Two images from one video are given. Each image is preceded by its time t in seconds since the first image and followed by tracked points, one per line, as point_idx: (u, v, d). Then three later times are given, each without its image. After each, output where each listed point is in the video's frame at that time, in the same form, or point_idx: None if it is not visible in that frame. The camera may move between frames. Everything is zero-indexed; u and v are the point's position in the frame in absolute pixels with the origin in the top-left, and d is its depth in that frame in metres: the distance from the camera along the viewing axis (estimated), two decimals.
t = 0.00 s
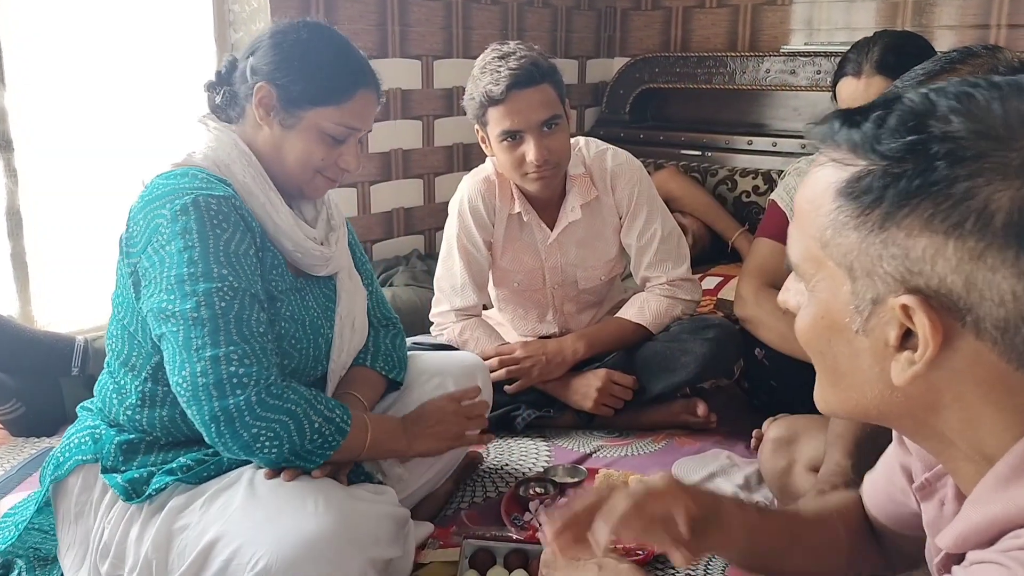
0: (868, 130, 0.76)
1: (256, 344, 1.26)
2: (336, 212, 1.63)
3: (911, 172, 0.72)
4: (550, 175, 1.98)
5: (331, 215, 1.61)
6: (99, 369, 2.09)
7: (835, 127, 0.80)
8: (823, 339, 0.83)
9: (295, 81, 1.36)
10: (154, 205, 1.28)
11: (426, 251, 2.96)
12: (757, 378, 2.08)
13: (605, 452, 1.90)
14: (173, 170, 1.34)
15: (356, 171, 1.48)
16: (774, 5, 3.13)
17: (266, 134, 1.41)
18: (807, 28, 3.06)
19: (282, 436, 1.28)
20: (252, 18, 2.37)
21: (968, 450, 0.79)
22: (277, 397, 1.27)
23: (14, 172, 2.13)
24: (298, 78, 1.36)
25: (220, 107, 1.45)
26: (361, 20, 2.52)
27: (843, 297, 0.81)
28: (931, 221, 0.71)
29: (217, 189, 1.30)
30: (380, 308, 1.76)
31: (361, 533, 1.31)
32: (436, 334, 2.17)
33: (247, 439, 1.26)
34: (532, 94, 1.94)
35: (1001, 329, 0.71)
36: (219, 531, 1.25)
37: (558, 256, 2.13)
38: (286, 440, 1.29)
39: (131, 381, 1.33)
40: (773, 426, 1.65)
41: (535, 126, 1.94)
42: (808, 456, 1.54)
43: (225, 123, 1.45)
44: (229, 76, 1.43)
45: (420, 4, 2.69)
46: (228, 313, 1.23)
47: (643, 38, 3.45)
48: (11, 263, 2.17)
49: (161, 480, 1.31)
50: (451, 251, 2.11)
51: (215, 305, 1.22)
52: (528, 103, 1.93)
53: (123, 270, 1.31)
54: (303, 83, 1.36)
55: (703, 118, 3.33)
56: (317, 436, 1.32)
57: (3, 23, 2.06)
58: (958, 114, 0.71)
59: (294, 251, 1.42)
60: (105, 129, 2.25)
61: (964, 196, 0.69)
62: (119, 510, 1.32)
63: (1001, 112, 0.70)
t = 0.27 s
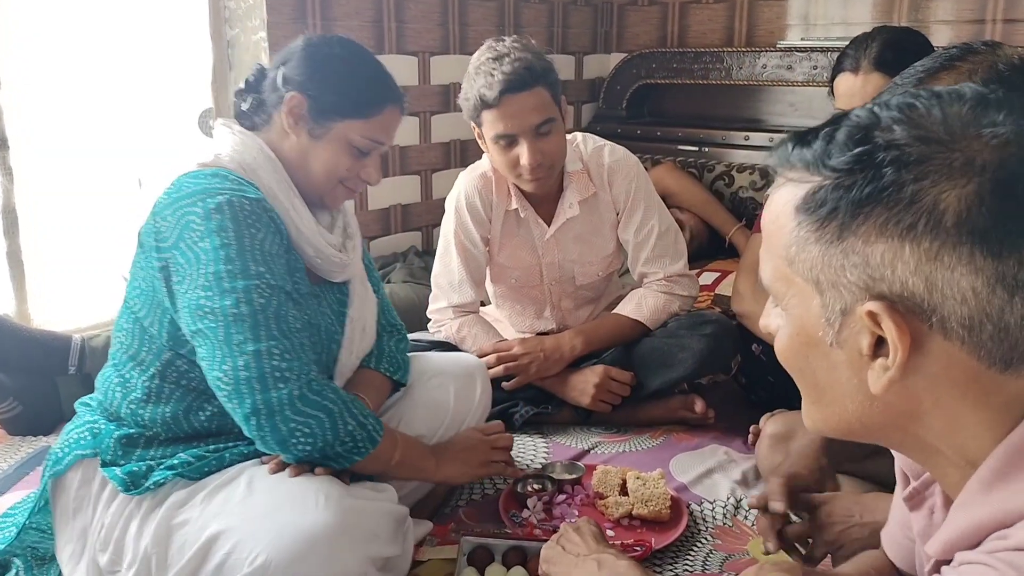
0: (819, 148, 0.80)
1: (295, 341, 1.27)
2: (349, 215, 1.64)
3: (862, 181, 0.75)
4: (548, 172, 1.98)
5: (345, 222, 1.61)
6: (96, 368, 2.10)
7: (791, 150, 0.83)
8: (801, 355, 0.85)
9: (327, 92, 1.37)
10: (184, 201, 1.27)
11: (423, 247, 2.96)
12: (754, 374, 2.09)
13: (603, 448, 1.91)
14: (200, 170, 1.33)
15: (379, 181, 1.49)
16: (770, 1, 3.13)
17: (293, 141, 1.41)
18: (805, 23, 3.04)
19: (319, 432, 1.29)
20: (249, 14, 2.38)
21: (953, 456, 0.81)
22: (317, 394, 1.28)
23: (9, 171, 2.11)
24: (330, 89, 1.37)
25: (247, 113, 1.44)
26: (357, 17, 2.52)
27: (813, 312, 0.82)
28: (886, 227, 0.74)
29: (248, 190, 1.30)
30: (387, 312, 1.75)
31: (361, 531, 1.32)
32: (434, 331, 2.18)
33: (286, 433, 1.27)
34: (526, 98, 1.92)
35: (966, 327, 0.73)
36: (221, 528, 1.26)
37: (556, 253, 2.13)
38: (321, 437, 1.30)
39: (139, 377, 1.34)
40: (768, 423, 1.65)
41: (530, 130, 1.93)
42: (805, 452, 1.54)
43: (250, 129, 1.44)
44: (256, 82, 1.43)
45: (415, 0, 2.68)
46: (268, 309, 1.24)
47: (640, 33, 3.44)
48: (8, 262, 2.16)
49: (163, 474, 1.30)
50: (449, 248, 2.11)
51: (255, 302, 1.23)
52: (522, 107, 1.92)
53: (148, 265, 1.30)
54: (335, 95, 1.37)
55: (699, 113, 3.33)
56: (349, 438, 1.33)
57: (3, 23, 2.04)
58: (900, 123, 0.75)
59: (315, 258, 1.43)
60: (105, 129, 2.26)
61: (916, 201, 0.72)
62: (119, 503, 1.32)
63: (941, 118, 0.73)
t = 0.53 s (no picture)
0: (749, 205, 0.78)
1: (320, 347, 1.27)
2: (365, 221, 1.62)
3: (797, 227, 0.73)
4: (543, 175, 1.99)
5: (361, 232, 1.60)
6: (93, 372, 2.09)
7: (722, 216, 0.81)
8: (790, 407, 0.81)
9: (351, 102, 1.38)
10: (209, 205, 1.27)
11: (418, 250, 2.96)
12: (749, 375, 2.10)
13: (599, 450, 1.91)
14: (225, 174, 1.33)
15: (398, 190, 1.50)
16: (763, 2, 3.14)
17: (315, 149, 1.42)
18: (798, 24, 3.06)
19: (342, 439, 1.30)
20: (243, 18, 2.35)
21: (951, 471, 0.80)
22: (342, 399, 1.29)
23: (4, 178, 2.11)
24: (355, 100, 1.38)
25: (269, 121, 1.45)
26: (352, 20, 2.52)
27: (792, 361, 0.78)
28: (838, 263, 0.72)
29: (272, 197, 1.30)
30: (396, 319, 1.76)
31: (363, 537, 1.32)
32: (430, 334, 2.18)
33: (310, 438, 1.28)
34: (523, 122, 1.89)
35: (941, 337, 0.71)
36: (223, 533, 1.27)
37: (551, 255, 2.14)
38: (346, 442, 1.31)
39: (151, 377, 1.34)
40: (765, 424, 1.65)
41: (521, 151, 1.92)
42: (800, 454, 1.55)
43: (271, 136, 1.45)
44: (280, 90, 1.44)
45: (410, 3, 2.69)
46: (294, 315, 1.24)
47: (634, 35, 3.45)
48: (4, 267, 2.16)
49: (165, 476, 1.31)
50: (444, 251, 2.12)
51: (282, 307, 1.23)
52: (516, 129, 1.89)
53: (170, 268, 1.31)
54: (360, 105, 1.38)
55: (693, 115, 3.34)
56: (372, 443, 1.34)
57: (3, 23, 2.04)
58: (815, 163, 0.73)
59: (332, 265, 1.44)
60: (105, 129, 2.27)
61: (857, 230, 0.71)
62: (121, 503, 1.33)
63: (853, 149, 0.72)
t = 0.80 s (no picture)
0: (707, 235, 0.86)
1: (324, 361, 1.28)
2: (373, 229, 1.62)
3: (746, 249, 0.81)
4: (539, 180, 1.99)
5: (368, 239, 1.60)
6: (87, 376, 2.09)
7: (688, 245, 0.89)
8: (769, 422, 0.87)
9: (362, 112, 1.38)
10: (218, 213, 1.27)
11: (414, 253, 2.97)
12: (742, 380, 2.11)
13: (595, 453, 1.92)
14: (235, 181, 1.33)
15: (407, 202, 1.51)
16: (758, 6, 3.15)
17: (326, 159, 1.42)
18: (793, 28, 3.07)
19: (340, 453, 1.30)
20: (239, 21, 2.35)
21: (930, 476, 0.83)
22: (342, 415, 1.29)
23: None
24: (366, 110, 1.38)
25: (279, 128, 1.45)
26: (348, 23, 2.53)
27: (762, 377, 0.85)
28: (789, 278, 0.78)
29: (282, 207, 1.30)
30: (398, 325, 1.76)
31: (358, 544, 1.32)
32: (425, 337, 2.18)
33: (309, 452, 1.28)
34: (528, 133, 1.89)
35: (890, 344, 0.76)
36: (217, 539, 1.28)
37: (547, 260, 2.14)
38: (344, 457, 1.31)
39: (153, 383, 1.35)
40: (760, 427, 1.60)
41: (525, 161, 1.92)
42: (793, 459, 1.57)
43: (281, 143, 1.45)
44: (292, 97, 1.44)
45: (406, 7, 2.69)
46: (299, 328, 1.24)
47: (630, 39, 3.46)
48: None
49: (162, 482, 1.31)
50: (439, 255, 2.12)
51: (287, 321, 1.23)
52: (521, 140, 1.89)
53: (176, 275, 1.31)
54: (371, 116, 1.38)
55: (689, 118, 3.35)
56: (371, 458, 1.35)
57: (3, 23, 2.07)
58: (762, 189, 0.81)
59: (340, 275, 1.45)
60: (105, 129, 2.28)
61: (796, 248, 0.77)
62: (118, 509, 1.33)
63: (796, 175, 0.80)
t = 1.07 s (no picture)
0: (711, 229, 0.87)
1: (322, 370, 1.27)
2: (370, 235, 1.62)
3: (746, 243, 0.81)
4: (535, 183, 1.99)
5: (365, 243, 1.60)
6: (83, 381, 2.08)
7: (693, 239, 0.90)
8: (764, 417, 0.87)
9: (359, 118, 1.37)
10: (214, 221, 1.26)
11: (411, 256, 2.96)
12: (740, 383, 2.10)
13: (592, 457, 1.91)
14: (231, 188, 1.32)
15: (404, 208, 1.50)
16: (755, 9, 3.15)
17: (324, 163, 1.41)
18: (789, 31, 3.08)
19: (338, 462, 1.30)
20: (235, 24, 2.31)
21: (925, 477, 0.82)
22: (340, 424, 1.29)
23: None
24: (363, 115, 1.38)
25: (276, 132, 1.45)
26: (345, 26, 2.53)
27: (757, 373, 0.84)
28: (785, 274, 0.78)
29: (280, 214, 1.29)
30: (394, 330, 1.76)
31: (354, 551, 1.31)
32: (422, 341, 2.17)
33: (307, 461, 1.28)
34: (532, 137, 1.89)
35: (882, 345, 0.76)
36: (213, 544, 1.27)
37: (544, 263, 2.14)
38: (343, 466, 1.31)
39: (149, 390, 1.34)
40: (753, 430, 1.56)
41: (527, 166, 1.92)
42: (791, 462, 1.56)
43: (278, 147, 1.45)
44: (289, 101, 1.44)
45: (402, 10, 2.69)
46: (297, 337, 1.24)
47: (627, 41, 3.46)
48: None
49: (158, 487, 1.31)
50: (437, 258, 2.11)
51: (285, 329, 1.22)
52: (525, 143, 1.88)
53: (172, 282, 1.30)
54: (368, 121, 1.38)
55: (686, 121, 3.35)
56: (369, 467, 1.34)
57: (3, 23, 2.06)
58: (767, 185, 0.81)
59: (338, 281, 1.44)
60: (104, 129, 2.28)
61: (794, 245, 0.78)
62: (114, 514, 1.32)
63: (800, 173, 0.80)
